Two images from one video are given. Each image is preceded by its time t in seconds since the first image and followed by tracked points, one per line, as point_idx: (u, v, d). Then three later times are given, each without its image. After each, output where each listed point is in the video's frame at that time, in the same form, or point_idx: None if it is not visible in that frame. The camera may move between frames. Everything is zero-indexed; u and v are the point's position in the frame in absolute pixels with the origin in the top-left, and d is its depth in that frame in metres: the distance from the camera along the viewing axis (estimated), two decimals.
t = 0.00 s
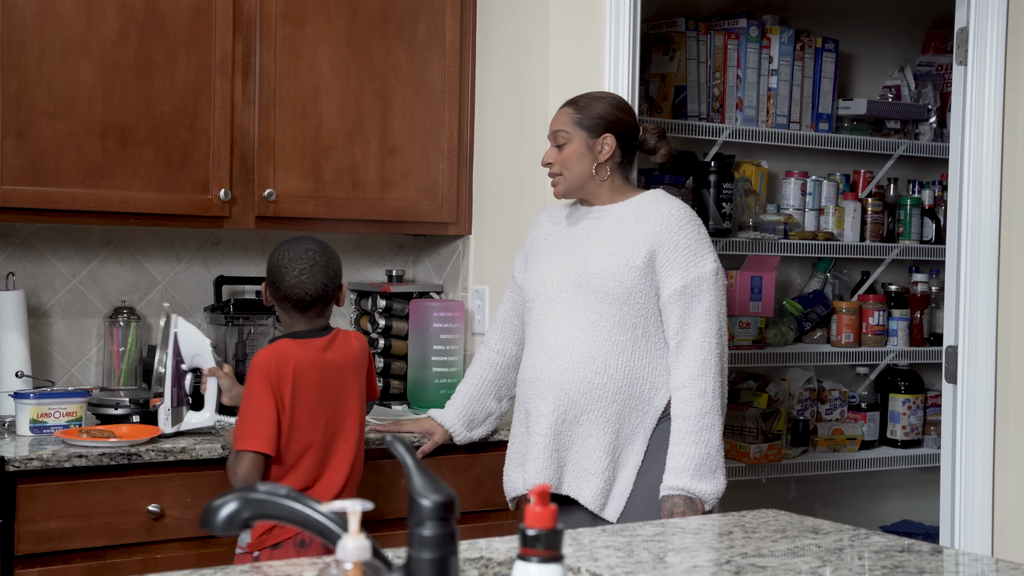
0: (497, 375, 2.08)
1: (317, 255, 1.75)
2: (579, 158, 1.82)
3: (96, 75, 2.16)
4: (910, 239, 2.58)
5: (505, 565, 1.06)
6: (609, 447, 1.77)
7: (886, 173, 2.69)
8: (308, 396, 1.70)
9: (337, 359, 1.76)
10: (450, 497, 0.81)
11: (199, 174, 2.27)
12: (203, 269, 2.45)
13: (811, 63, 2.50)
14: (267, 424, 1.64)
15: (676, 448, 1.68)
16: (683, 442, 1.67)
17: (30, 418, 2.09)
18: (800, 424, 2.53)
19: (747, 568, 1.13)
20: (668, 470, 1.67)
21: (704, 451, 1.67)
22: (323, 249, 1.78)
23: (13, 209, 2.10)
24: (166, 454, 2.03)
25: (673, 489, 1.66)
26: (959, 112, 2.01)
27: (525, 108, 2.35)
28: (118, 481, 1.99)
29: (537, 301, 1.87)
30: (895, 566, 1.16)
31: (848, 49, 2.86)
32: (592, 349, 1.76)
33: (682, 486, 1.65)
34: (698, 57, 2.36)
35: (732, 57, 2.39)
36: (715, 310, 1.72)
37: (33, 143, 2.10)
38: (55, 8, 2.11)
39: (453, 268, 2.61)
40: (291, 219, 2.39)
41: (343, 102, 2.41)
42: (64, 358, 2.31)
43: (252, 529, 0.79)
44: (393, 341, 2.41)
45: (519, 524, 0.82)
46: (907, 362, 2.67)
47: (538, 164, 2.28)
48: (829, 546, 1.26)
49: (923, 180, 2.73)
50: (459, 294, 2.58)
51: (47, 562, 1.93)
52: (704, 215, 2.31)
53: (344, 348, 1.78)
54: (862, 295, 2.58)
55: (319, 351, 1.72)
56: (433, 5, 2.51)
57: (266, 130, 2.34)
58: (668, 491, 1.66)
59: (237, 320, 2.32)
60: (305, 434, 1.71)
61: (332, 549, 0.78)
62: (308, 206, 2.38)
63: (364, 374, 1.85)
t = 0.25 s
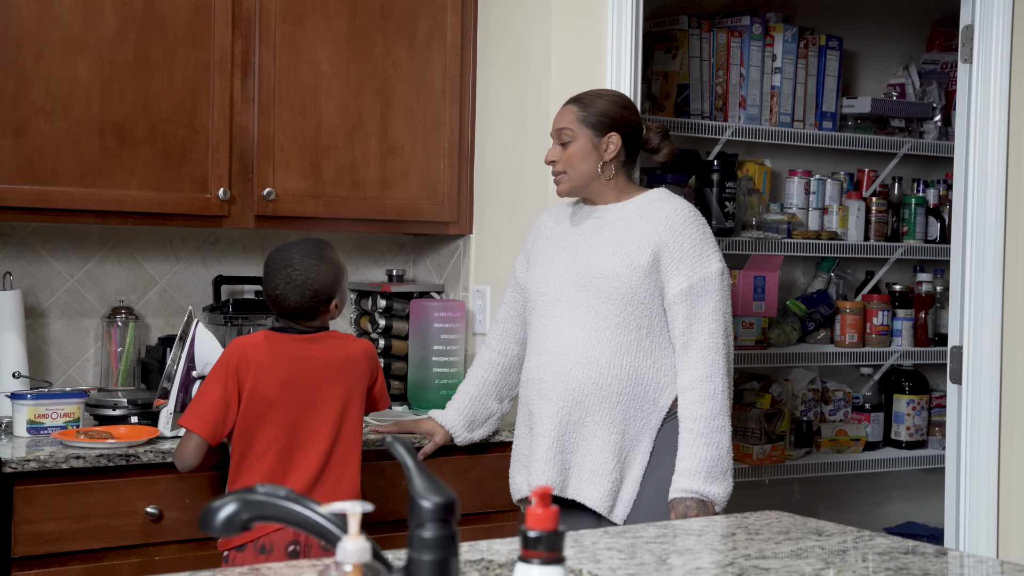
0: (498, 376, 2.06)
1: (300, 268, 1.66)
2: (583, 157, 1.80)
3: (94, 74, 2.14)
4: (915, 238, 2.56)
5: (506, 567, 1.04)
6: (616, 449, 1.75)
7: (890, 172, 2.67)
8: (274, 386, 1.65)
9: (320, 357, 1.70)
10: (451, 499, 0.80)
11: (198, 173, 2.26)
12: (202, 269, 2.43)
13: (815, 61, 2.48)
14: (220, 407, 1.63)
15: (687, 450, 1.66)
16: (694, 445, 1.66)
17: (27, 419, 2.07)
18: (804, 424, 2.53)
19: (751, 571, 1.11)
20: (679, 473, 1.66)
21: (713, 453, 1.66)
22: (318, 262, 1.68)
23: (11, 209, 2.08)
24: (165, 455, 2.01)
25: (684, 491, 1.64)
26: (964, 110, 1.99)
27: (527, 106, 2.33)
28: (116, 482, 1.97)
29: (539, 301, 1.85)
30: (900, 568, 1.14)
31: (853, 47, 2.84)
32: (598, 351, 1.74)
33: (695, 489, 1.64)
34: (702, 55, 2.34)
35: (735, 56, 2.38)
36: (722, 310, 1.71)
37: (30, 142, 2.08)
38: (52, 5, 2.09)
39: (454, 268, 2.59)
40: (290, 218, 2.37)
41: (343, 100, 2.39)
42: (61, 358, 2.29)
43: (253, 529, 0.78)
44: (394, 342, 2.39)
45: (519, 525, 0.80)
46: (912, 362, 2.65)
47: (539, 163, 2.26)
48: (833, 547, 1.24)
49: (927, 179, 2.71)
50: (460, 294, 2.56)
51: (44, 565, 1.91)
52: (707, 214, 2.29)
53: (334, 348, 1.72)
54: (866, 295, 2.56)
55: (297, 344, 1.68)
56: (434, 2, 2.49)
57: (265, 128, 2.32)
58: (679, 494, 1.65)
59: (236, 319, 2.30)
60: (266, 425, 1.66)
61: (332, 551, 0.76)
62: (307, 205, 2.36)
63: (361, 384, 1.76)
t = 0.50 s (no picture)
0: (492, 377, 2.05)
1: (273, 268, 1.66)
2: (580, 157, 1.79)
3: (86, 73, 2.13)
4: (909, 238, 2.56)
5: (499, 569, 1.03)
6: (613, 451, 1.74)
7: (885, 172, 2.67)
8: (250, 394, 1.64)
9: (296, 362, 1.68)
10: (444, 500, 0.79)
11: (190, 173, 2.25)
12: (194, 269, 2.41)
13: (810, 60, 2.47)
14: (201, 418, 1.65)
15: (683, 451, 1.66)
16: (689, 446, 1.65)
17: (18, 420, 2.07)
18: (798, 425, 2.53)
19: (744, 573, 1.10)
20: (675, 474, 1.65)
21: (711, 455, 1.65)
22: (293, 262, 1.68)
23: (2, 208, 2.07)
24: (156, 456, 1.99)
25: (679, 492, 1.64)
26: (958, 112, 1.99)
27: (521, 106, 2.32)
28: (108, 483, 1.96)
29: (535, 302, 1.85)
30: (894, 569, 1.14)
31: (848, 46, 2.84)
32: (594, 352, 1.74)
33: (691, 490, 1.63)
34: (696, 55, 2.33)
35: (730, 55, 2.37)
36: (719, 311, 1.70)
37: (21, 141, 2.07)
38: (43, 4, 2.08)
39: (447, 268, 2.59)
40: (283, 218, 2.36)
41: (337, 100, 2.38)
42: (53, 359, 2.27)
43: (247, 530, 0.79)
44: (387, 342, 2.38)
45: (512, 527, 0.79)
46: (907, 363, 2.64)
47: (533, 163, 2.25)
48: (826, 548, 1.24)
49: (922, 179, 2.71)
50: (453, 294, 2.55)
51: (35, 567, 1.90)
52: (702, 214, 2.28)
53: (312, 352, 1.70)
54: (860, 295, 2.56)
55: (272, 350, 1.67)
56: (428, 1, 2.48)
57: (258, 128, 2.31)
58: (674, 495, 1.64)
59: (229, 320, 2.28)
60: (244, 433, 1.65)
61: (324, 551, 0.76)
62: (300, 205, 2.35)
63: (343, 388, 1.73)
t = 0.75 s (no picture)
0: (485, 380, 2.00)
1: (269, 264, 1.62)
2: (577, 157, 1.75)
3: (70, 69, 2.08)
4: (910, 238, 2.51)
5: None
6: (609, 454, 1.70)
7: (885, 171, 2.62)
8: (235, 397, 1.58)
9: (282, 369, 1.59)
10: (436, 505, 0.75)
11: (177, 172, 2.20)
12: (180, 270, 2.36)
13: (807, 58, 2.43)
14: (193, 419, 1.62)
15: (680, 454, 1.61)
16: (687, 449, 1.61)
17: None
18: (797, 428, 2.47)
19: None
20: (671, 478, 1.60)
21: (709, 458, 1.61)
22: (290, 258, 1.64)
23: None
24: (142, 461, 1.94)
25: (677, 497, 1.59)
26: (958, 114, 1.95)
27: (514, 103, 2.27)
28: (91, 489, 1.91)
29: (528, 304, 1.80)
30: None
31: (848, 43, 2.80)
32: (589, 354, 1.69)
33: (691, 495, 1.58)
34: (692, 51, 2.29)
35: (726, 52, 2.33)
36: (716, 313, 1.66)
37: (3, 139, 2.03)
38: None
39: (439, 269, 2.54)
40: (271, 218, 2.31)
41: (326, 97, 2.33)
42: (35, 362, 2.22)
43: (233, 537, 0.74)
44: (378, 344, 2.33)
45: (507, 533, 0.75)
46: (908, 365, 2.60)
47: (526, 162, 2.21)
48: (828, 554, 1.19)
49: (923, 178, 2.67)
50: (445, 296, 2.50)
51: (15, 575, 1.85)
52: (698, 213, 2.24)
53: (301, 359, 1.60)
54: (860, 296, 2.51)
55: (261, 355, 1.59)
56: None
57: (246, 126, 2.26)
58: (670, 500, 1.59)
59: (216, 322, 2.24)
60: (228, 436, 1.58)
61: (314, 560, 0.71)
62: (289, 204, 2.31)
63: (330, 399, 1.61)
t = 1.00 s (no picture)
0: (480, 386, 1.85)
1: (262, 265, 1.48)
2: (586, 147, 1.60)
3: (37, 55, 1.94)
4: (935, 236, 2.37)
5: None
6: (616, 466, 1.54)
7: (908, 164, 2.48)
8: (219, 408, 1.44)
9: (267, 376, 1.44)
10: (428, 520, 0.74)
11: (152, 165, 2.06)
12: (156, 271, 2.23)
13: (825, 43, 2.28)
14: (188, 429, 1.51)
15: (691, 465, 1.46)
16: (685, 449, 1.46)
17: None
18: (815, 439, 2.34)
19: None
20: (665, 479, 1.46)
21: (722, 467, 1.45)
22: (286, 257, 1.49)
23: None
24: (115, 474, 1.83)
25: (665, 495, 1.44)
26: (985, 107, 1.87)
27: (513, 91, 2.13)
28: (61, 504, 1.80)
29: (529, 305, 1.65)
30: None
31: (869, 27, 2.60)
32: (596, 358, 1.54)
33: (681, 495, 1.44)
34: (702, 36, 2.15)
35: (738, 37, 2.18)
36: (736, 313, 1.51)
37: None
38: None
39: (432, 268, 2.39)
40: (254, 214, 2.17)
41: (311, 86, 2.19)
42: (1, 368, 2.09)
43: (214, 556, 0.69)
44: (367, 349, 2.16)
45: (502, 550, 0.73)
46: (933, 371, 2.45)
47: (526, 154, 2.07)
48: None
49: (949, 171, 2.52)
50: (438, 296, 2.36)
51: None
52: (709, 209, 2.10)
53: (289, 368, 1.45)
54: (881, 298, 2.37)
55: (249, 362, 1.45)
56: None
57: (226, 116, 2.12)
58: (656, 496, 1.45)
59: (194, 326, 2.10)
60: (214, 450, 1.45)
61: None
62: (272, 200, 2.17)
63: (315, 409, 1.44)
